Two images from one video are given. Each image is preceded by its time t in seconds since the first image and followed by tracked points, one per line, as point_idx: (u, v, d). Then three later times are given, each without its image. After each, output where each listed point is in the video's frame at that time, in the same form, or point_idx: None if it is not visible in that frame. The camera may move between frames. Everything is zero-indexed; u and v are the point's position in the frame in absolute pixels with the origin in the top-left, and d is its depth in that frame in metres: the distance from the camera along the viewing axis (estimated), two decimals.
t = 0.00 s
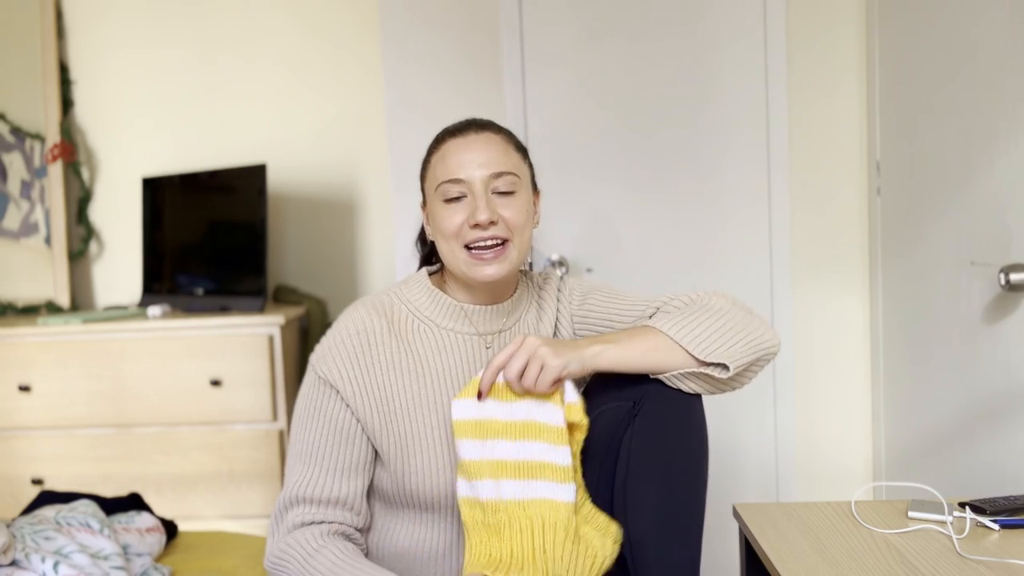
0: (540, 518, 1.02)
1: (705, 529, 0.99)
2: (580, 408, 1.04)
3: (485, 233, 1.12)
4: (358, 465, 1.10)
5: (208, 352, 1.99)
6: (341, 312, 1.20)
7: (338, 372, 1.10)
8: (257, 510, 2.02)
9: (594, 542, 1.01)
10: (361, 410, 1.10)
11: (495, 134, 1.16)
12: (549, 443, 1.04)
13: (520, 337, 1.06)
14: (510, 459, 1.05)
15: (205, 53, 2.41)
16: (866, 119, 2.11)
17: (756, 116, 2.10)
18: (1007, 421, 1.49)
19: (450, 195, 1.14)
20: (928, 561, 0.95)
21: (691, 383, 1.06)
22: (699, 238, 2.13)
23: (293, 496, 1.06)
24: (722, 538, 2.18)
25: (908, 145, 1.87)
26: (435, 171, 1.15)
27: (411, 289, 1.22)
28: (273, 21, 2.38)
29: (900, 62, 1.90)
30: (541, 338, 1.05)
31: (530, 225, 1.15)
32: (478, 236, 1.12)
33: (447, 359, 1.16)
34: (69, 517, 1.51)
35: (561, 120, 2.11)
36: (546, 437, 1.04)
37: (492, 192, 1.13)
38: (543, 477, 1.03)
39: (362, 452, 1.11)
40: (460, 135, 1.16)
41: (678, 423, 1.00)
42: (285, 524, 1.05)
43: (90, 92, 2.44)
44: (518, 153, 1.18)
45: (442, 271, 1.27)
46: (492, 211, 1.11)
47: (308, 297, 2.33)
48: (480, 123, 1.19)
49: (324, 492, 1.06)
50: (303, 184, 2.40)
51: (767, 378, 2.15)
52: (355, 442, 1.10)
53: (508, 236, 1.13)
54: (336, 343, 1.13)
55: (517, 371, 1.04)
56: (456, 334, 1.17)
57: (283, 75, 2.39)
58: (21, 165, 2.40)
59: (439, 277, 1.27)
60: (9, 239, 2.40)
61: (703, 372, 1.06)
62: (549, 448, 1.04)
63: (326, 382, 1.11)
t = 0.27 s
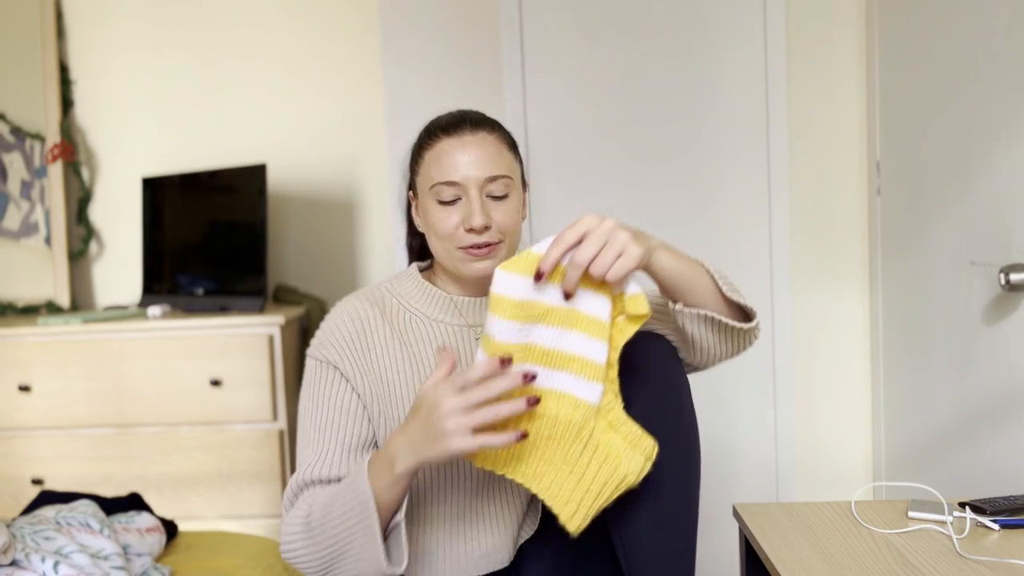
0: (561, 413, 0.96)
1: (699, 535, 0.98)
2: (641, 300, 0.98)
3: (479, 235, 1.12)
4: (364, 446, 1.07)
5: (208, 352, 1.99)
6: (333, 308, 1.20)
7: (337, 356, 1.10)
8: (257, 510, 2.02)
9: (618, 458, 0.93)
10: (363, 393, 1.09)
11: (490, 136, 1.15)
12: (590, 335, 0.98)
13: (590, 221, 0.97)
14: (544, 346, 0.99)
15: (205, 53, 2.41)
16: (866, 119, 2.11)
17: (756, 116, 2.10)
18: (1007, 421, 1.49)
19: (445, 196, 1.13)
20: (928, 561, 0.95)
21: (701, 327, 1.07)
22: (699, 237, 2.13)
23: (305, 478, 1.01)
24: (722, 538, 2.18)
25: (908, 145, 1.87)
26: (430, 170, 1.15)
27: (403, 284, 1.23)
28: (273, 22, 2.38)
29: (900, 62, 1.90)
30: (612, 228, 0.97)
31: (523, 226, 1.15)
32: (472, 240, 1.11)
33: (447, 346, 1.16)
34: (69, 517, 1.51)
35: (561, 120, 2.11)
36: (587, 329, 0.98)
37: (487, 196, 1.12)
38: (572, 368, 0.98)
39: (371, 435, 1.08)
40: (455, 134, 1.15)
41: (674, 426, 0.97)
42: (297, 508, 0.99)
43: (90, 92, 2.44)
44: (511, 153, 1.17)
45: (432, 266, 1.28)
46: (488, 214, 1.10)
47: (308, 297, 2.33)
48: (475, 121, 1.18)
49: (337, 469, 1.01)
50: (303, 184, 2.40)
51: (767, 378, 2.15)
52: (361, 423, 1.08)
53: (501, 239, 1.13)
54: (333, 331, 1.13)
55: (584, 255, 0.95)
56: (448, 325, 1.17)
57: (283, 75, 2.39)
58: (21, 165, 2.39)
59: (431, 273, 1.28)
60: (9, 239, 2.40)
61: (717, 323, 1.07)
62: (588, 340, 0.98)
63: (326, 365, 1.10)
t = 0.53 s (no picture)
0: (585, 364, 0.90)
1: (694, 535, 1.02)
2: (677, 232, 0.90)
3: (473, 227, 1.11)
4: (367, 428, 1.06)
5: (209, 352, 1.99)
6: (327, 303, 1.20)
7: (338, 341, 1.10)
8: (257, 510, 2.02)
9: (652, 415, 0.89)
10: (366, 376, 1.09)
11: (484, 132, 1.16)
12: (620, 278, 0.91)
13: (620, 146, 0.91)
14: (576, 293, 0.93)
15: (205, 53, 2.41)
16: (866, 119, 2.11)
17: (756, 116, 2.10)
18: (1007, 421, 1.49)
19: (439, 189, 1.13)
20: (928, 561, 0.95)
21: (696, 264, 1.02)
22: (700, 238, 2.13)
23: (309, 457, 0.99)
24: (722, 538, 2.18)
25: (908, 145, 1.87)
26: (425, 164, 1.15)
27: (396, 281, 1.23)
28: (273, 22, 2.38)
29: (900, 61, 1.90)
30: (644, 151, 0.91)
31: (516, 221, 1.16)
32: (467, 231, 1.12)
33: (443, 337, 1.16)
34: (69, 518, 1.51)
35: (561, 120, 2.11)
36: (618, 271, 0.91)
37: (482, 189, 1.13)
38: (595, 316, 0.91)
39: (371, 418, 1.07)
40: (449, 130, 1.16)
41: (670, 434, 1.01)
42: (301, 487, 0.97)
43: (90, 92, 2.44)
44: (504, 151, 1.18)
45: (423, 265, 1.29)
46: (483, 206, 1.11)
47: (308, 297, 2.33)
48: (468, 119, 1.20)
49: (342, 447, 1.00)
50: (302, 184, 2.40)
51: (767, 378, 2.15)
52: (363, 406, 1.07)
53: (495, 232, 1.13)
54: (331, 322, 1.14)
55: (618, 181, 0.88)
56: (440, 318, 1.18)
57: (283, 75, 2.39)
58: (21, 165, 2.39)
59: (421, 271, 1.28)
60: (9, 239, 2.40)
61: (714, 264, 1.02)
62: (615, 284, 0.91)
63: (325, 350, 1.09)
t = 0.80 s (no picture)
0: (558, 340, 0.91)
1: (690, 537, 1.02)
2: (643, 205, 0.91)
3: (462, 229, 1.12)
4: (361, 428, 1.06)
5: (208, 352, 1.99)
6: (319, 305, 1.19)
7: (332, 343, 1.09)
8: (257, 510, 2.02)
9: (627, 389, 0.87)
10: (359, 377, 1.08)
11: (473, 132, 1.16)
12: (586, 254, 0.93)
13: (577, 120, 0.91)
14: (546, 271, 0.94)
15: (205, 53, 2.41)
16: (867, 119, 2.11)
17: (756, 115, 2.10)
18: (1007, 421, 1.49)
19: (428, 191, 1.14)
20: (928, 561, 0.95)
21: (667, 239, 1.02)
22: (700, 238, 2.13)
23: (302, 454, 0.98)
24: (722, 538, 2.18)
25: (908, 144, 1.87)
26: (414, 166, 1.16)
27: (388, 282, 1.23)
28: (273, 22, 2.38)
29: (900, 61, 1.90)
30: (602, 122, 0.91)
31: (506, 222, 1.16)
32: (456, 232, 1.12)
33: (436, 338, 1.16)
34: (69, 518, 1.51)
35: (561, 120, 2.11)
36: (584, 248, 0.93)
37: (471, 190, 1.13)
38: (562, 293, 0.93)
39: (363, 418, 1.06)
40: (438, 131, 1.16)
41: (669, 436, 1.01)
42: (295, 484, 0.96)
43: (90, 92, 2.43)
44: (494, 152, 1.18)
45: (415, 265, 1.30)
46: (472, 207, 1.11)
47: (308, 297, 2.33)
48: (457, 119, 1.19)
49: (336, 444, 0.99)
50: (302, 184, 2.40)
51: (767, 378, 2.15)
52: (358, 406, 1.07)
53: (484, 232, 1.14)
54: (323, 323, 1.13)
55: (581, 155, 0.89)
56: (434, 318, 1.18)
57: (284, 75, 2.39)
58: (21, 165, 2.39)
59: (412, 271, 1.29)
60: (9, 239, 2.40)
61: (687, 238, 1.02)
62: (583, 262, 0.93)
63: (320, 350, 1.09)
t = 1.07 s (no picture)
0: (545, 336, 0.93)
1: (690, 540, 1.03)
2: (625, 204, 0.92)
3: (454, 228, 1.13)
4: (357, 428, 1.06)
5: (208, 352, 1.99)
6: (312, 307, 1.19)
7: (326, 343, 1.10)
8: (257, 510, 2.02)
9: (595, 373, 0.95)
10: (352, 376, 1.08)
11: (463, 131, 1.16)
12: (572, 251, 0.94)
13: (562, 115, 0.91)
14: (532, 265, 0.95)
15: (205, 53, 2.41)
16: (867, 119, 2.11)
17: (756, 115, 2.10)
18: (1007, 421, 1.49)
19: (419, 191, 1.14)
20: (928, 561, 0.95)
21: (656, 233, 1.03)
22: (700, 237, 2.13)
23: (299, 456, 0.98)
24: (722, 538, 2.18)
25: (909, 144, 1.87)
26: (405, 166, 1.16)
27: (381, 283, 1.23)
28: (273, 21, 2.38)
29: (900, 61, 1.90)
30: (586, 116, 0.91)
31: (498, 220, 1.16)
32: (448, 233, 1.13)
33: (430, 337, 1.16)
34: (69, 517, 1.51)
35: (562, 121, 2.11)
36: (569, 244, 0.94)
37: (462, 189, 1.13)
38: (548, 288, 0.95)
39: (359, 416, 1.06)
40: (429, 131, 1.16)
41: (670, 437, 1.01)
42: (292, 487, 0.96)
43: (90, 92, 2.43)
44: (485, 151, 1.18)
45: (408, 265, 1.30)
46: (464, 207, 1.12)
47: (308, 297, 2.33)
48: (449, 119, 1.19)
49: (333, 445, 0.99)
50: (302, 184, 2.40)
51: (767, 378, 2.15)
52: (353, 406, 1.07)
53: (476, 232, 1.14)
54: (318, 324, 1.13)
55: (569, 152, 0.89)
56: (428, 318, 1.18)
57: (283, 75, 2.39)
58: (20, 165, 2.39)
59: (406, 271, 1.29)
60: (9, 239, 2.40)
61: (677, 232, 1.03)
62: (569, 258, 0.94)
63: (314, 352, 1.09)
